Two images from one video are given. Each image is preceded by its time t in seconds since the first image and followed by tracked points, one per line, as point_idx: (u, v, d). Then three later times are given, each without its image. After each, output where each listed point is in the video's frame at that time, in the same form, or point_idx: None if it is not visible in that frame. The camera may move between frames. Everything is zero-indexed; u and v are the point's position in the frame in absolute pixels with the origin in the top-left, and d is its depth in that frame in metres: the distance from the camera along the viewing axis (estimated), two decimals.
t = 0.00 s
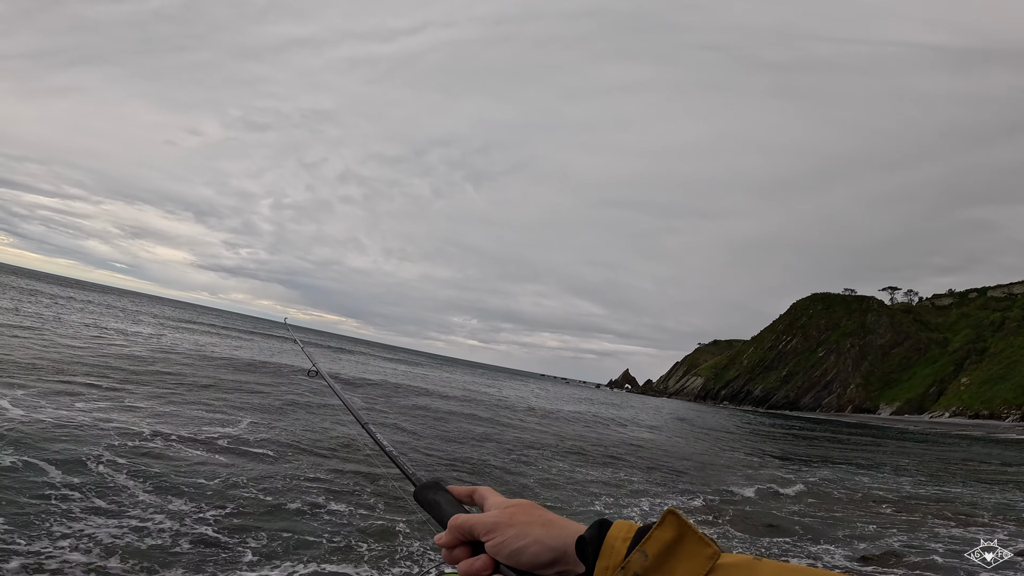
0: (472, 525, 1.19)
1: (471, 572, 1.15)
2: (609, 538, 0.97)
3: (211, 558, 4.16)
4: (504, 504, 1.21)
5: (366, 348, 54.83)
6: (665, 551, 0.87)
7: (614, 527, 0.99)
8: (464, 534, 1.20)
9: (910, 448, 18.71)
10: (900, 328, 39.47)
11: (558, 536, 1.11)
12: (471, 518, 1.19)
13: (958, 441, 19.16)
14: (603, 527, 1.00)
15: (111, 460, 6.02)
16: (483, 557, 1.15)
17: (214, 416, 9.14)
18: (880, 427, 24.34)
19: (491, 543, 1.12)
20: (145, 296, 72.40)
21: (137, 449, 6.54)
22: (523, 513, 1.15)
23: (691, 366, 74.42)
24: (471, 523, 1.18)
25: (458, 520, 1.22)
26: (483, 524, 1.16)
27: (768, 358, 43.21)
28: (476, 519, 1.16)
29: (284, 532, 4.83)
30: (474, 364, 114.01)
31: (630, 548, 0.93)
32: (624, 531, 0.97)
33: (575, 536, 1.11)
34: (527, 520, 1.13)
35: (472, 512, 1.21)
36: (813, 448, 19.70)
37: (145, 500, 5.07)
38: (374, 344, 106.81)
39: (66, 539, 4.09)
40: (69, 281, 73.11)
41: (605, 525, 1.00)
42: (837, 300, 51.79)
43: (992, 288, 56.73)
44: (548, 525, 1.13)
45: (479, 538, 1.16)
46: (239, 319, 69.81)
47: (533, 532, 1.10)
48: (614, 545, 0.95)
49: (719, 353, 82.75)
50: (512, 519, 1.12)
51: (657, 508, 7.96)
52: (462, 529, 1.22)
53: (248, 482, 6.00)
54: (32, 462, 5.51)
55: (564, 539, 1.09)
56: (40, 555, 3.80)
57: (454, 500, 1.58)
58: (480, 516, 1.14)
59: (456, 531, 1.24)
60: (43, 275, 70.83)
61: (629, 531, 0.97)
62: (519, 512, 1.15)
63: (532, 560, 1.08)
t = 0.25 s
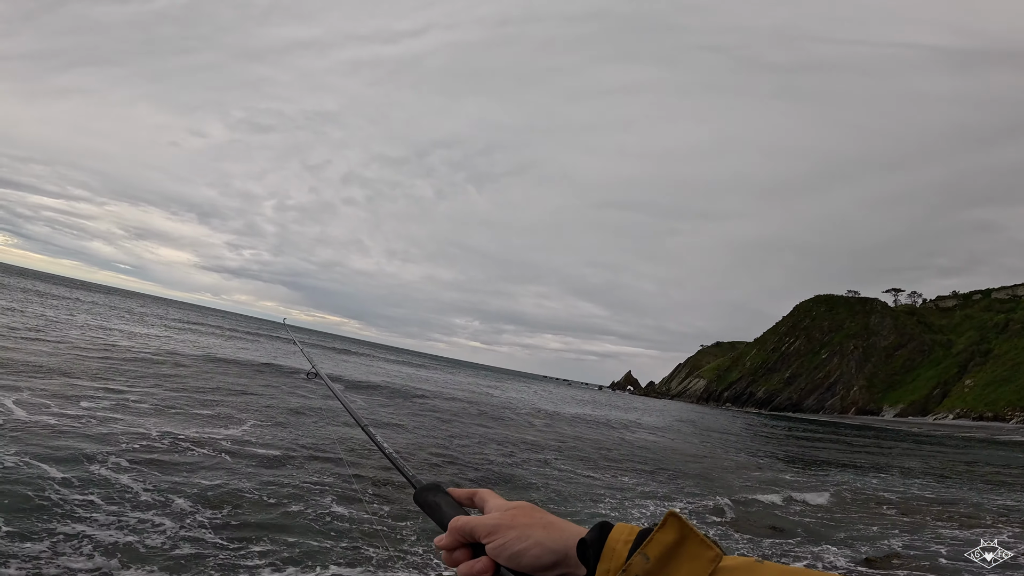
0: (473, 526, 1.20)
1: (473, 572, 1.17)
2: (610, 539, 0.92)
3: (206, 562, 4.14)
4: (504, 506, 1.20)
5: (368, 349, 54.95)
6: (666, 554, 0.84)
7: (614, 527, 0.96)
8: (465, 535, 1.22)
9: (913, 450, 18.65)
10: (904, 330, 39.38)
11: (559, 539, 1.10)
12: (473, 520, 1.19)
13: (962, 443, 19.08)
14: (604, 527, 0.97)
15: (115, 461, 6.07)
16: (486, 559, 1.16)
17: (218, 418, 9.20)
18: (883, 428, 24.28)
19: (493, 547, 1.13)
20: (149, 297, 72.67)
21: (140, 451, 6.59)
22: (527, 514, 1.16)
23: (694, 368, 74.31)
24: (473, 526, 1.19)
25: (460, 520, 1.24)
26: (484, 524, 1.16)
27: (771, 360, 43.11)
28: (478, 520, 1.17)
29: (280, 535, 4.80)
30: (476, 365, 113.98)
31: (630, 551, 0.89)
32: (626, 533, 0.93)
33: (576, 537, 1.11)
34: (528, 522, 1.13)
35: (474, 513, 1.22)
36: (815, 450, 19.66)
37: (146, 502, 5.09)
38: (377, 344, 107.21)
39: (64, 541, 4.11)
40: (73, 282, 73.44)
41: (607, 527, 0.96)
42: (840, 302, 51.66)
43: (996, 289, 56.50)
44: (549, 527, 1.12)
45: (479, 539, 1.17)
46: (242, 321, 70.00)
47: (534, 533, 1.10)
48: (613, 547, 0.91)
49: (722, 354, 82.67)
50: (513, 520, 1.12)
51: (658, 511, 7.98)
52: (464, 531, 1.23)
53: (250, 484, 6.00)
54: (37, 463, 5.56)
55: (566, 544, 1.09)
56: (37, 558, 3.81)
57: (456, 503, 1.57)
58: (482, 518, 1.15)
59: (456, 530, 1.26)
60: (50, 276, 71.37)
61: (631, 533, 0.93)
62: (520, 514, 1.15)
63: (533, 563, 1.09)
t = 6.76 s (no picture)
0: (501, 454, 1.06)
1: (508, 499, 1.08)
2: (676, 478, 0.83)
3: (217, 502, 4.25)
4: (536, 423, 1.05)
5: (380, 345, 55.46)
6: (753, 505, 0.77)
7: (673, 452, 0.86)
8: (491, 462, 1.08)
9: (927, 447, 18.59)
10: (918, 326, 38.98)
11: (603, 468, 0.96)
12: (500, 450, 1.05)
13: (977, 441, 18.97)
14: (666, 454, 0.86)
15: (132, 425, 6.22)
16: (518, 491, 1.06)
17: (234, 401, 9.36)
18: (895, 425, 24.11)
19: (528, 480, 1.01)
20: (166, 294, 73.95)
21: (156, 419, 6.72)
22: (557, 438, 0.99)
23: (705, 364, 74.04)
24: (499, 456, 1.05)
25: (482, 444, 1.10)
26: (514, 454, 1.03)
27: (783, 355, 42.86)
28: (507, 448, 1.03)
29: (289, 488, 4.90)
30: (486, 361, 114.49)
31: (703, 499, 0.81)
32: (694, 467, 0.83)
33: (625, 470, 0.95)
34: (564, 450, 0.97)
35: (500, 438, 1.07)
36: (828, 446, 19.64)
37: (161, 455, 5.24)
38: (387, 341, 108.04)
39: (81, 476, 4.25)
40: (92, 280, 74.90)
41: (669, 457, 0.86)
42: (853, 298, 51.21)
43: (1013, 285, 55.68)
44: (590, 455, 0.97)
45: (509, 468, 1.05)
46: (256, 317, 70.97)
47: (573, 466, 0.96)
48: (681, 488, 0.82)
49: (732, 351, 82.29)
50: (547, 451, 0.98)
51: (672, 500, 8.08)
52: (487, 461, 1.09)
53: (261, 449, 6.09)
54: (57, 421, 5.72)
55: (610, 473, 0.95)
56: (57, 488, 3.96)
57: (480, 405, 1.34)
58: (512, 446, 1.02)
59: (479, 455, 1.12)
60: (69, 275, 72.99)
61: (699, 467, 0.83)
62: (553, 439, 0.99)
63: (575, 500, 0.97)
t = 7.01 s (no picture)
0: (499, 460, 1.09)
1: (508, 507, 1.10)
2: (673, 487, 0.86)
3: (224, 502, 4.32)
4: (536, 432, 1.09)
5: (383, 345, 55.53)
6: (751, 512, 0.79)
7: (671, 460, 0.89)
8: (490, 468, 1.12)
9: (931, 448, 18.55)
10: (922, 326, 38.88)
11: (601, 477, 0.99)
12: (499, 456, 1.08)
13: (980, 441, 18.92)
14: (662, 463, 0.89)
15: (135, 425, 6.25)
16: (516, 497, 1.09)
17: (238, 401, 9.41)
18: (898, 425, 24.05)
19: (526, 486, 1.04)
20: (169, 293, 74.14)
21: (160, 419, 6.77)
22: (555, 448, 1.03)
23: (707, 363, 73.95)
24: (498, 461, 1.08)
25: (480, 452, 1.13)
26: (512, 462, 1.07)
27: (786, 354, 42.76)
28: (505, 455, 1.06)
29: (290, 487, 4.95)
30: (488, 361, 114.56)
31: (700, 506, 0.84)
32: (691, 474, 0.86)
33: (624, 477, 0.98)
34: (561, 457, 1.01)
35: (498, 445, 1.10)
36: (831, 446, 19.59)
37: (163, 454, 5.28)
38: (390, 341, 108.24)
39: (85, 475, 4.29)
40: (95, 279, 75.06)
41: (668, 462, 0.89)
42: (857, 297, 51.03)
43: (1017, 284, 55.46)
44: (588, 464, 1.00)
45: (507, 475, 1.08)
46: (260, 317, 71.18)
47: (570, 473, 1.00)
48: (680, 495, 0.85)
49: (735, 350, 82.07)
50: (545, 458, 1.02)
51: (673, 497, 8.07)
52: (485, 466, 1.12)
53: (262, 448, 6.13)
54: (62, 420, 5.78)
55: (609, 479, 0.98)
56: (61, 486, 4.00)
57: (476, 412, 1.36)
58: (511, 453, 1.05)
59: (478, 463, 1.15)
60: (74, 274, 73.36)
61: (695, 475, 0.86)
62: (551, 446, 1.03)
63: (574, 506, 1.00)
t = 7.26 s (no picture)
0: (488, 464, 1.10)
1: (497, 509, 1.11)
2: (662, 488, 0.87)
3: (228, 502, 4.34)
4: (523, 434, 1.09)
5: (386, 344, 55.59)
6: (739, 515, 0.80)
7: (660, 462, 0.90)
8: (477, 472, 1.13)
9: (936, 448, 18.44)
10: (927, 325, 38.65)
11: (590, 480, 1.01)
12: (487, 458, 1.09)
13: (986, 441, 18.80)
14: (651, 465, 0.91)
15: (137, 425, 6.22)
16: (505, 500, 1.10)
17: (241, 399, 9.42)
18: (904, 425, 23.91)
19: (515, 489, 1.05)
20: (173, 293, 74.34)
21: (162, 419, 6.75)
22: (544, 449, 1.03)
23: (711, 363, 73.77)
24: (486, 464, 1.09)
25: (468, 454, 1.14)
26: (501, 464, 1.07)
27: (790, 353, 42.58)
28: (494, 457, 1.07)
29: (292, 490, 4.86)
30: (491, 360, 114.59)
31: (689, 508, 0.85)
32: (680, 477, 0.87)
33: (614, 479, 0.99)
34: (550, 460, 1.02)
35: (486, 448, 1.11)
36: (835, 446, 19.51)
37: (164, 454, 5.23)
38: (393, 340, 108.51)
39: (84, 476, 4.28)
40: (100, 279, 75.41)
41: (655, 465, 0.90)
42: (861, 296, 50.75)
43: None
44: (577, 466, 1.01)
45: (496, 477, 1.09)
46: (264, 316, 71.35)
47: (558, 475, 1.01)
48: (669, 497, 0.86)
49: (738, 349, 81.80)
50: (533, 461, 1.02)
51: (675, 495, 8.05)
52: (473, 468, 1.13)
53: (264, 447, 6.15)
54: (63, 420, 5.76)
55: (599, 481, 1.00)
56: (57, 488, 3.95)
57: (463, 412, 1.37)
58: (499, 456, 1.06)
59: (466, 466, 1.16)
60: (78, 273, 73.64)
61: (684, 477, 0.87)
62: (539, 449, 1.03)
63: (564, 508, 1.01)
